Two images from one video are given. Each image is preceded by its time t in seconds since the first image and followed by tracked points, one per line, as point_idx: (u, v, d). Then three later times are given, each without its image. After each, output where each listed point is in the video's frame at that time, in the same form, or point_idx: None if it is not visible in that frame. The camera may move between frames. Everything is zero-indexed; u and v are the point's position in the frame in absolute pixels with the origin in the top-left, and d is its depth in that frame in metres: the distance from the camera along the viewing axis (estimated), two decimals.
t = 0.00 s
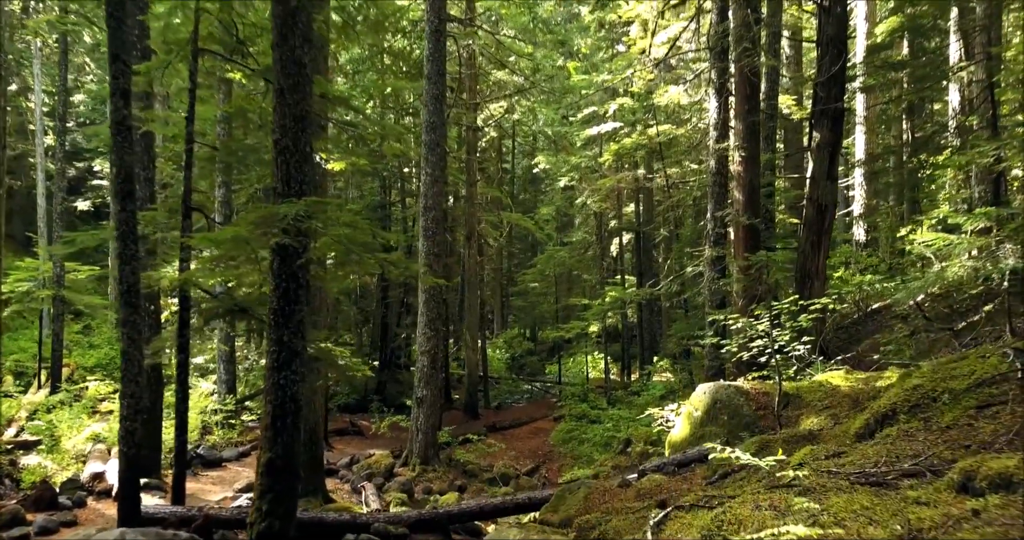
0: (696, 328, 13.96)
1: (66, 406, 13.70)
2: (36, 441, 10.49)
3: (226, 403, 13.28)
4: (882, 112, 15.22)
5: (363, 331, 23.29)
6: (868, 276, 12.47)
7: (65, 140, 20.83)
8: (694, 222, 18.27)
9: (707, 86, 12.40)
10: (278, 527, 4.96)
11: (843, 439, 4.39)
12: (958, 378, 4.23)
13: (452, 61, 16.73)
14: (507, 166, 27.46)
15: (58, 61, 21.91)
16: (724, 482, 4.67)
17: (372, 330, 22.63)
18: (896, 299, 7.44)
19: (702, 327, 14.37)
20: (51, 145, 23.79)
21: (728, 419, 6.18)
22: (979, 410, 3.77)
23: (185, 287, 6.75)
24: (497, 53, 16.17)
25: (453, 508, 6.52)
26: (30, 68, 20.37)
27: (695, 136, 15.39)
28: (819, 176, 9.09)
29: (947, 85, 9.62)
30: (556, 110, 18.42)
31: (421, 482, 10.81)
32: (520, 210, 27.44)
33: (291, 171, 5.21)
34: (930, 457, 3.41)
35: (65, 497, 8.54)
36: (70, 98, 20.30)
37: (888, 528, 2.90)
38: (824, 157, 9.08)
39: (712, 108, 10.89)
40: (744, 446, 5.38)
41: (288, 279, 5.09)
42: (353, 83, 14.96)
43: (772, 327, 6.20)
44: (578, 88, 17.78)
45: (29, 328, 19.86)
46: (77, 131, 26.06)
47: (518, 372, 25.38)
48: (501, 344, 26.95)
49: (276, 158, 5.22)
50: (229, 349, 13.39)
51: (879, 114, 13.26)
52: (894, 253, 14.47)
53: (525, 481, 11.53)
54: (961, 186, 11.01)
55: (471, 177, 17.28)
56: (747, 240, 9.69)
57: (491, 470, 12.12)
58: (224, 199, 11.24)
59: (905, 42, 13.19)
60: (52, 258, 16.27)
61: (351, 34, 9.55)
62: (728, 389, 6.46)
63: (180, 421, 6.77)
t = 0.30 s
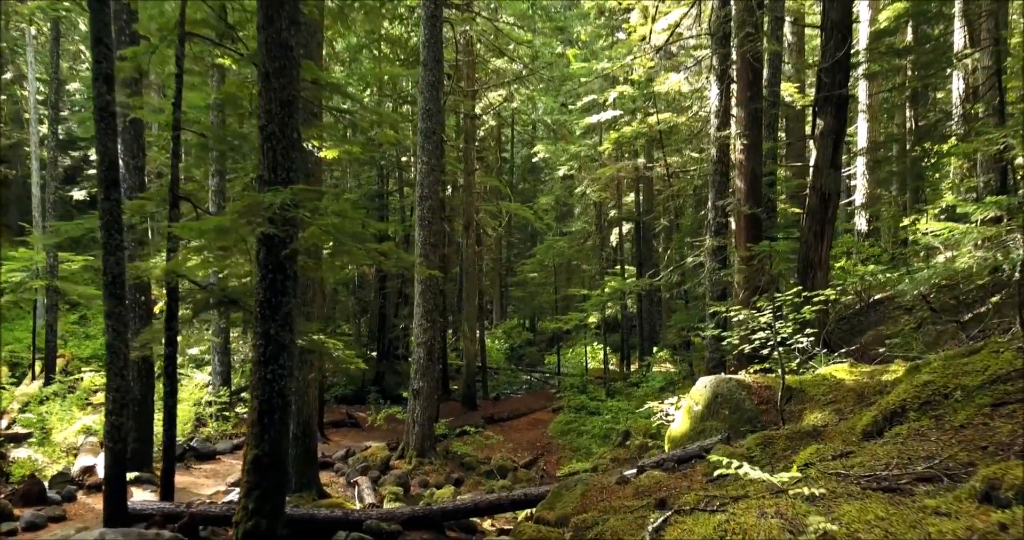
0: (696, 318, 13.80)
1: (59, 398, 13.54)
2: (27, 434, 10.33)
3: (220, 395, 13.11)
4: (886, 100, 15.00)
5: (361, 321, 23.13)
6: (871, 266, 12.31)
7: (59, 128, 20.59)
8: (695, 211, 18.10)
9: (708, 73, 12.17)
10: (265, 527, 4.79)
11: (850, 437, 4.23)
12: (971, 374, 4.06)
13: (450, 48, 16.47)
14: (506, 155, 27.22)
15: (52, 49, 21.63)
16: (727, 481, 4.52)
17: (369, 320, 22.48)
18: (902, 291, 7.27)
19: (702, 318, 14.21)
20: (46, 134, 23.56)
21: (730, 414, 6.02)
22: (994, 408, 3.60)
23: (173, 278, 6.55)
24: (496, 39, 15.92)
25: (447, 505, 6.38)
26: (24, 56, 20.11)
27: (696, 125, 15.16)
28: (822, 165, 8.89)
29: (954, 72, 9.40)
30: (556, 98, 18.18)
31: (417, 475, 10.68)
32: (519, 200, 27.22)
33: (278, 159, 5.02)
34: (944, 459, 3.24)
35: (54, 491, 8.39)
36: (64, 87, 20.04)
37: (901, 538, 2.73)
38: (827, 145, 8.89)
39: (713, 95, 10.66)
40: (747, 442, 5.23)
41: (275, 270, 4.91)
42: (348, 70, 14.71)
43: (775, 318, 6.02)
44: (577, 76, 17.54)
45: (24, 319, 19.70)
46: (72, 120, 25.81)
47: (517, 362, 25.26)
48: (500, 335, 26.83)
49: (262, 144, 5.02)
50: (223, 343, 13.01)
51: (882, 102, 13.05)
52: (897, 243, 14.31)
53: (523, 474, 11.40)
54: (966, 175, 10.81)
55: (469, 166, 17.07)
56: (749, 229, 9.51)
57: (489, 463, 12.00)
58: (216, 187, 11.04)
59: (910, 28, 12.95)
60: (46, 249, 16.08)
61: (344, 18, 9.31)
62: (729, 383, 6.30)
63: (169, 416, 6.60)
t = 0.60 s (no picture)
0: (696, 309, 13.65)
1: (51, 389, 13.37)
2: (17, 428, 10.16)
3: (214, 387, 12.94)
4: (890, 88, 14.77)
5: (359, 311, 22.98)
6: (873, 257, 12.16)
7: (52, 116, 20.30)
8: (695, 201, 17.92)
9: (710, 60, 11.94)
10: (251, 527, 4.63)
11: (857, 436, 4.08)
12: (984, 370, 3.89)
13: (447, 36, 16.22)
14: (505, 144, 26.98)
15: (44, 36, 21.31)
16: (728, 480, 4.37)
17: (367, 311, 22.31)
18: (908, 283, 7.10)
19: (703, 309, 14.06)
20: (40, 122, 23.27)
21: (731, 408, 5.88)
22: (1011, 407, 3.42)
23: (159, 270, 6.35)
24: (494, 26, 15.66)
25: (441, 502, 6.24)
26: (16, 43, 19.79)
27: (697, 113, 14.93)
28: (826, 153, 8.70)
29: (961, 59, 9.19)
30: (555, 86, 17.94)
31: (413, 468, 10.56)
32: (519, 189, 27.01)
33: (263, 146, 4.83)
34: (957, 461, 3.08)
35: (42, 486, 8.23)
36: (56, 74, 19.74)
37: None
38: (831, 133, 8.69)
39: (715, 82, 10.41)
40: (750, 439, 5.07)
41: (261, 262, 4.74)
42: (344, 57, 14.44)
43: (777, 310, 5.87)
44: (577, 64, 17.30)
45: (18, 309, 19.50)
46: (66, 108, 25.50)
47: (516, 353, 25.16)
48: (499, 325, 26.72)
49: (247, 131, 4.82)
50: (217, 335, 12.76)
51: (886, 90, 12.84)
52: (899, 233, 14.14)
53: (521, 467, 11.29)
54: (972, 165, 10.63)
55: (467, 155, 16.85)
56: (750, 219, 9.32)
57: (487, 456, 11.88)
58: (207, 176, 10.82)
59: (916, 14, 12.71)
60: (38, 239, 15.85)
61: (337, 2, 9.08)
62: (731, 377, 6.14)
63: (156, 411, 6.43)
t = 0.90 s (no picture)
0: (696, 301, 13.48)
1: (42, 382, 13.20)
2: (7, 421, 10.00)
3: (208, 379, 12.78)
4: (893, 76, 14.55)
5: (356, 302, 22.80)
6: (876, 248, 11.98)
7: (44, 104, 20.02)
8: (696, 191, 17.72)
9: (711, 46, 11.71)
10: (236, 528, 4.46)
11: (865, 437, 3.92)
12: (1000, 368, 3.72)
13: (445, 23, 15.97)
14: (504, 133, 26.73)
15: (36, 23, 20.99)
16: (730, 480, 4.22)
17: (365, 302, 22.14)
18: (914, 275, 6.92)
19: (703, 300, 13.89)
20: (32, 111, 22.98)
21: (733, 404, 5.73)
22: None
23: (145, 262, 6.17)
24: (492, 13, 15.41)
25: (435, 500, 6.08)
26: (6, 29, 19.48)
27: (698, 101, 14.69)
28: (829, 141, 8.50)
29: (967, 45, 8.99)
30: (554, 74, 17.70)
31: (410, 462, 10.43)
32: (517, 179, 26.80)
33: (247, 132, 4.63)
34: (974, 463, 2.92)
35: (31, 482, 8.07)
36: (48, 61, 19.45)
37: None
38: (835, 121, 8.49)
39: (716, 68, 10.19)
40: (752, 436, 4.91)
41: (245, 254, 4.56)
42: (339, 45, 14.20)
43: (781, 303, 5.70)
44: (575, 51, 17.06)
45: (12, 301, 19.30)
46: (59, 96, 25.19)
47: (515, 344, 25.02)
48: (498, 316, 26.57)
49: (230, 117, 4.63)
50: (211, 327, 12.57)
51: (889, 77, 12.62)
52: (902, 223, 13.96)
53: (518, 460, 11.16)
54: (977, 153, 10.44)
55: (465, 144, 16.62)
56: (753, 209, 9.14)
57: (484, 449, 11.74)
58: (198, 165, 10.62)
59: None
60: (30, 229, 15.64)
61: None
62: (732, 371, 6.00)
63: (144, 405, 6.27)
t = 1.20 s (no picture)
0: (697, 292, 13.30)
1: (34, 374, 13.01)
2: None
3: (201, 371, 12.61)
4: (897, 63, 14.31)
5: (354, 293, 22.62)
6: (879, 238, 11.80)
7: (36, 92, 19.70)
8: (697, 181, 17.49)
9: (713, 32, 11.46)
10: (220, 530, 4.30)
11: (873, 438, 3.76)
12: (1016, 365, 3.56)
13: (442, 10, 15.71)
14: (503, 122, 26.46)
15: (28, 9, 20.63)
16: (732, 482, 4.06)
17: (363, 292, 21.97)
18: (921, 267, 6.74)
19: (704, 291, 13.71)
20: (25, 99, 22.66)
21: (734, 400, 5.58)
22: None
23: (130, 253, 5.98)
24: None
25: (428, 497, 5.92)
26: None
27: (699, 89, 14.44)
28: (833, 129, 8.30)
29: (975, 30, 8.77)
30: (553, 62, 17.44)
31: (406, 455, 10.29)
32: (517, 168, 26.56)
33: (229, 119, 4.43)
34: (995, 470, 2.76)
35: (18, 477, 7.91)
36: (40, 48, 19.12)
37: None
38: (839, 109, 8.29)
39: (718, 55, 9.96)
40: (755, 434, 4.75)
41: (228, 245, 4.38)
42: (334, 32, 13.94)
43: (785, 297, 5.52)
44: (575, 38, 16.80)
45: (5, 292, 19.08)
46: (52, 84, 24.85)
47: (514, 334, 24.88)
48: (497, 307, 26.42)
49: (212, 103, 4.43)
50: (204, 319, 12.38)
51: (894, 65, 12.37)
52: (905, 213, 13.78)
53: (516, 453, 11.03)
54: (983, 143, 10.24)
55: (462, 133, 16.38)
56: (754, 199, 8.96)
57: (481, 442, 11.61)
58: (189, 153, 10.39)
59: None
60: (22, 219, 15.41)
61: None
62: (734, 366, 5.85)
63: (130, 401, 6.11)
